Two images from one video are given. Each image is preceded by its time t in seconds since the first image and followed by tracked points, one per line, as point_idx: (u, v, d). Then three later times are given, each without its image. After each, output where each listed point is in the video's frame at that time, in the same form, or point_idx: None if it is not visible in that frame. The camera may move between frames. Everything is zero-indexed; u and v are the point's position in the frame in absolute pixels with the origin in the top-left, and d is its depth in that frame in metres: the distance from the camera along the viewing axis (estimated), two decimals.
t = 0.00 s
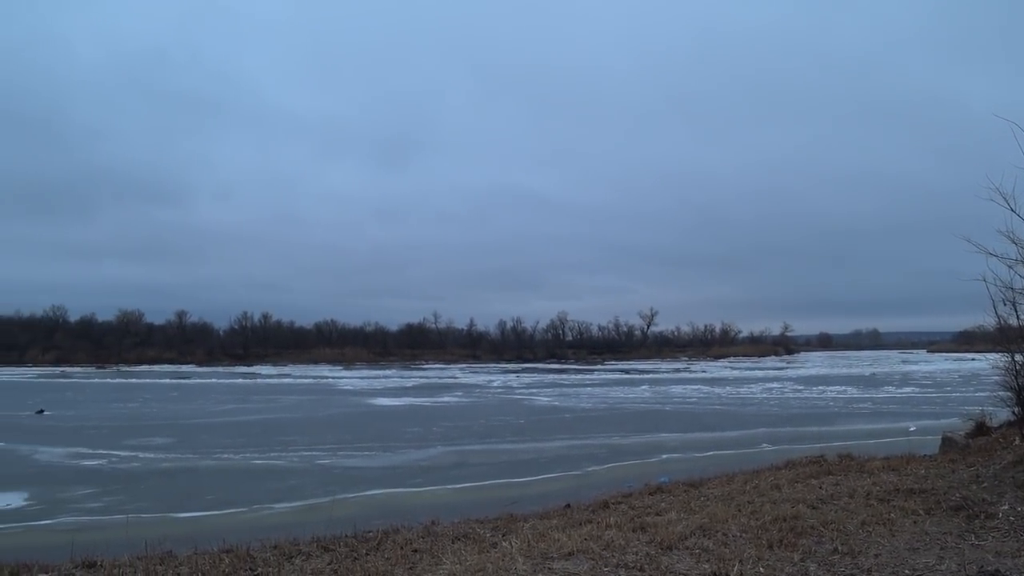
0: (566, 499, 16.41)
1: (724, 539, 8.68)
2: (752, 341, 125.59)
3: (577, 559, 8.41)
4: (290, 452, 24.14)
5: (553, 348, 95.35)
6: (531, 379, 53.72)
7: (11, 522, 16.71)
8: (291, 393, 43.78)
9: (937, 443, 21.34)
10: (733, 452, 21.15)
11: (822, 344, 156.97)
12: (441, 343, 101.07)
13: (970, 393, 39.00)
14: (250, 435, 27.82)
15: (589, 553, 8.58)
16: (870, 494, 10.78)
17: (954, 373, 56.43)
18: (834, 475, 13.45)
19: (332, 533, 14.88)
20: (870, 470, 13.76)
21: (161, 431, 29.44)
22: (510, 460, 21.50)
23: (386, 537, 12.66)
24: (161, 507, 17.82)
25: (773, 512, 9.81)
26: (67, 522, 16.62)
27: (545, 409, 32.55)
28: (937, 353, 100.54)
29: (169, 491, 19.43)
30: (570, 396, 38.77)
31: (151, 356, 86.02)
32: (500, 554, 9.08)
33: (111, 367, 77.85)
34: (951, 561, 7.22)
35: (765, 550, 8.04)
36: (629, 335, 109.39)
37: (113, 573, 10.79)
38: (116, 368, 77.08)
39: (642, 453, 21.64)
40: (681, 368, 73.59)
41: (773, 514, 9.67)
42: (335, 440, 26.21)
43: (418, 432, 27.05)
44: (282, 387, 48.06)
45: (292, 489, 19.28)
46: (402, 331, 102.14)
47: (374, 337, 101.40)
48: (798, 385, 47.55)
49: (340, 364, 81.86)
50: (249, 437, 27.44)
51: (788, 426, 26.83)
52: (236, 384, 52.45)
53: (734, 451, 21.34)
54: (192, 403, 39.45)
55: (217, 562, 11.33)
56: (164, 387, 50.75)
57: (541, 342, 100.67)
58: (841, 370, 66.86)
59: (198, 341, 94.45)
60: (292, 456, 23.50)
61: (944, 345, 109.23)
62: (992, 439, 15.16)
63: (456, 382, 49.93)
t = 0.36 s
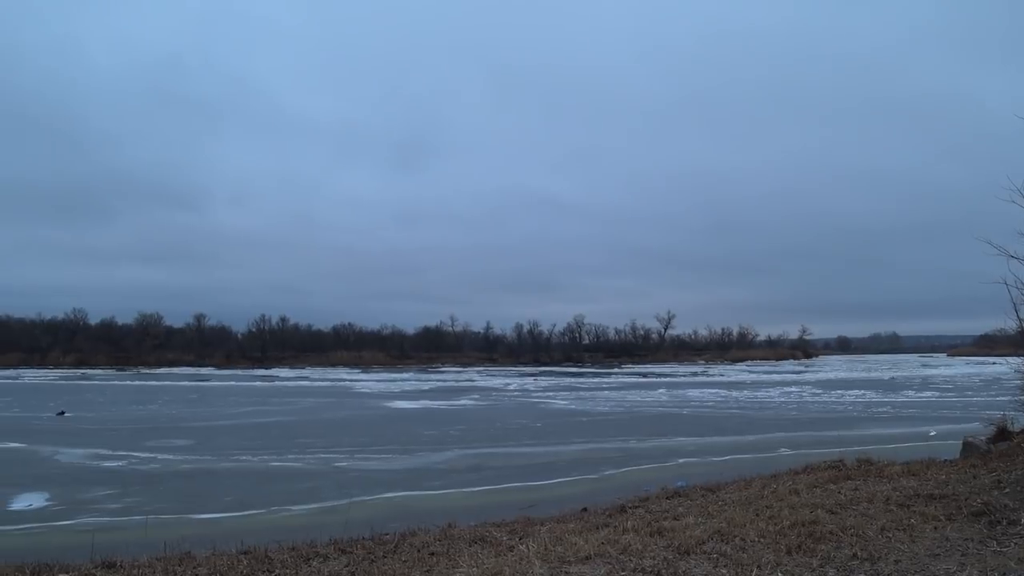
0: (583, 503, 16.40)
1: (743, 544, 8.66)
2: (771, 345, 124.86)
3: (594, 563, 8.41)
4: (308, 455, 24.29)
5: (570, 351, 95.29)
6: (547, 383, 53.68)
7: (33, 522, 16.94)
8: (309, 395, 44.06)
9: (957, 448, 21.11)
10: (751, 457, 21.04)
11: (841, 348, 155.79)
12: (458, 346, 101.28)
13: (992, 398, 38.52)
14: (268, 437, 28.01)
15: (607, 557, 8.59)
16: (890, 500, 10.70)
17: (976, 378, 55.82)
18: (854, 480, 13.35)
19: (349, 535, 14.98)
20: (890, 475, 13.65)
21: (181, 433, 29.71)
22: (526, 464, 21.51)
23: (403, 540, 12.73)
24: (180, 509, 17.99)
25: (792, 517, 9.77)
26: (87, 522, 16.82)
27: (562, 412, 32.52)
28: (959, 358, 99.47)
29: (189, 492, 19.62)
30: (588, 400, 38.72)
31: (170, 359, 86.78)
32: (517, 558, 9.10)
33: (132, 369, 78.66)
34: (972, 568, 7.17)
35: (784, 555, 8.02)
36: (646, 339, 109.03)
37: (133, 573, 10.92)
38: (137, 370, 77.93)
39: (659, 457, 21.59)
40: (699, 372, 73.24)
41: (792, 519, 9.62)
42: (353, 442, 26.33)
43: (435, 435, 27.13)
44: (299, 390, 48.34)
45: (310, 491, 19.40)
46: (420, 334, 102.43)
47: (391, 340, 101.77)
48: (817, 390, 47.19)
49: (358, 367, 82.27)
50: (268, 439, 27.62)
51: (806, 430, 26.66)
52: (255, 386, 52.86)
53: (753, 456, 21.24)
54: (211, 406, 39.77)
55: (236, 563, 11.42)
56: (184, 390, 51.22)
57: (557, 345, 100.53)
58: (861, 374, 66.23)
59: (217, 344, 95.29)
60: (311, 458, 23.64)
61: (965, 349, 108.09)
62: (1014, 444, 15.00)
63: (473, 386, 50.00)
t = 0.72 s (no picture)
0: (599, 504, 16.39)
1: (761, 546, 8.64)
2: (790, 346, 124.15)
3: (612, 565, 8.41)
4: (326, 455, 24.43)
5: (588, 352, 95.21)
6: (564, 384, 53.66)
7: (55, 520, 17.18)
8: (328, 396, 44.30)
9: (979, 451, 20.89)
10: (769, 459, 20.93)
11: (861, 349, 154.60)
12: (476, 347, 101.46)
13: (1014, 399, 38.06)
14: (286, 438, 28.20)
15: (624, 559, 8.59)
16: (911, 503, 10.61)
17: (998, 379, 55.22)
18: (874, 482, 13.26)
19: (366, 535, 15.07)
20: (910, 477, 13.54)
21: (200, 433, 29.96)
22: (544, 464, 21.52)
23: (421, 540, 12.80)
24: (200, 508, 18.16)
25: (811, 520, 9.71)
26: (108, 521, 17.02)
27: (579, 414, 32.49)
28: (980, 359, 98.50)
29: (208, 492, 19.80)
30: (605, 401, 38.66)
31: (190, 359, 87.54)
32: (535, 559, 9.13)
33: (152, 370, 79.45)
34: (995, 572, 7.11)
35: (803, 558, 7.99)
36: (664, 340, 108.71)
37: (153, 572, 11.04)
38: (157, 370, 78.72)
39: (677, 459, 21.52)
40: (717, 373, 72.86)
41: (811, 522, 9.58)
42: (370, 443, 26.45)
43: (452, 435, 27.19)
44: (317, 391, 48.59)
45: (328, 491, 19.52)
46: (437, 335, 102.71)
47: (408, 341, 102.13)
48: (836, 391, 46.81)
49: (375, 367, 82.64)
50: (286, 440, 27.81)
51: (825, 432, 26.48)
52: (274, 386, 53.24)
53: (771, 458, 21.13)
54: (230, 406, 40.09)
55: (255, 563, 11.52)
56: (203, 390, 51.63)
57: (574, 346, 100.38)
58: (880, 376, 65.72)
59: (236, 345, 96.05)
60: (329, 459, 23.78)
61: (986, 351, 107.00)
62: None
63: (490, 387, 50.02)
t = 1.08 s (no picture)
0: (615, 507, 16.37)
1: (779, 551, 8.61)
2: (808, 349, 123.33)
3: (628, 568, 8.42)
4: (343, 456, 24.56)
5: (604, 355, 95.05)
6: (580, 387, 53.59)
7: (75, 519, 17.38)
8: (344, 397, 44.55)
9: (1000, 456, 20.67)
10: (786, 463, 20.81)
11: (879, 352, 153.42)
12: (492, 350, 101.61)
13: None
14: (304, 439, 28.37)
15: (641, 563, 8.60)
16: (930, 508, 10.53)
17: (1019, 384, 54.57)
18: (892, 487, 13.16)
19: (382, 536, 15.13)
20: (930, 483, 13.43)
21: (218, 433, 30.19)
22: (560, 467, 21.52)
23: (437, 542, 12.85)
24: (217, 508, 18.30)
25: (829, 525, 9.67)
26: (127, 520, 17.20)
27: (595, 417, 32.45)
28: (1002, 363, 97.41)
29: (226, 492, 19.94)
30: (621, 404, 38.58)
31: (208, 360, 88.31)
32: (551, 562, 9.15)
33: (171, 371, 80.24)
34: None
35: (821, 563, 7.97)
36: (680, 343, 108.36)
37: (171, 571, 11.16)
38: (176, 372, 79.47)
39: (693, 462, 21.44)
40: (734, 376, 72.50)
41: (828, 527, 9.54)
42: (387, 445, 26.55)
43: (468, 437, 27.25)
44: (334, 393, 48.82)
45: (344, 492, 19.61)
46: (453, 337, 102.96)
47: (425, 343, 102.43)
48: (855, 395, 46.44)
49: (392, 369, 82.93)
50: (303, 441, 27.99)
51: (843, 436, 26.28)
52: (291, 388, 53.55)
53: (788, 462, 21.01)
54: (248, 407, 40.38)
55: (272, 563, 11.61)
56: (221, 391, 52.05)
57: (590, 349, 100.24)
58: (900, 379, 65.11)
59: (254, 346, 96.73)
60: (345, 460, 23.90)
61: (1008, 355, 105.82)
62: None
63: (506, 389, 50.04)
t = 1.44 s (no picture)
0: (630, 510, 16.34)
1: (795, 555, 8.58)
2: (825, 352, 122.49)
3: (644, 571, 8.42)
4: (359, 457, 24.66)
5: (619, 357, 94.89)
6: (596, 389, 53.55)
7: (94, 518, 17.57)
8: (360, 399, 44.70)
9: (1020, 461, 20.46)
10: (803, 466, 20.69)
11: (897, 355, 152.19)
12: (507, 351, 101.66)
13: None
14: (320, 440, 28.52)
15: (655, 566, 8.59)
16: (949, 513, 10.45)
17: None
18: (910, 492, 13.05)
19: (397, 537, 15.18)
20: (948, 487, 13.31)
21: (235, 434, 30.42)
22: (575, 469, 21.52)
23: (452, 543, 12.90)
24: (234, 508, 18.43)
25: (846, 529, 9.63)
26: (146, 519, 17.37)
27: (610, 419, 32.40)
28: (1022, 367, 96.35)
29: (243, 492, 20.09)
30: (637, 406, 38.50)
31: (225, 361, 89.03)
32: (566, 564, 9.16)
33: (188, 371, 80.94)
34: None
35: (837, 567, 7.94)
36: (696, 345, 108.00)
37: (189, 570, 11.26)
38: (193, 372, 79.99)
39: (709, 465, 21.36)
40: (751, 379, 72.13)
41: (845, 531, 9.48)
42: (402, 446, 26.64)
43: (483, 439, 27.31)
44: (350, 393, 49.06)
45: (360, 493, 19.70)
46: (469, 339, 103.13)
47: (440, 344, 102.69)
48: (873, 398, 46.08)
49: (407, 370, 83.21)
50: (319, 442, 28.14)
51: (860, 440, 26.10)
52: (307, 389, 53.80)
53: (804, 465, 20.89)
54: (265, 407, 40.62)
55: (288, 563, 11.69)
56: (238, 392, 52.40)
57: (606, 351, 100.07)
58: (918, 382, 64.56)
59: (270, 347, 97.37)
60: (361, 461, 24.00)
61: None
62: None
63: (521, 391, 50.00)
